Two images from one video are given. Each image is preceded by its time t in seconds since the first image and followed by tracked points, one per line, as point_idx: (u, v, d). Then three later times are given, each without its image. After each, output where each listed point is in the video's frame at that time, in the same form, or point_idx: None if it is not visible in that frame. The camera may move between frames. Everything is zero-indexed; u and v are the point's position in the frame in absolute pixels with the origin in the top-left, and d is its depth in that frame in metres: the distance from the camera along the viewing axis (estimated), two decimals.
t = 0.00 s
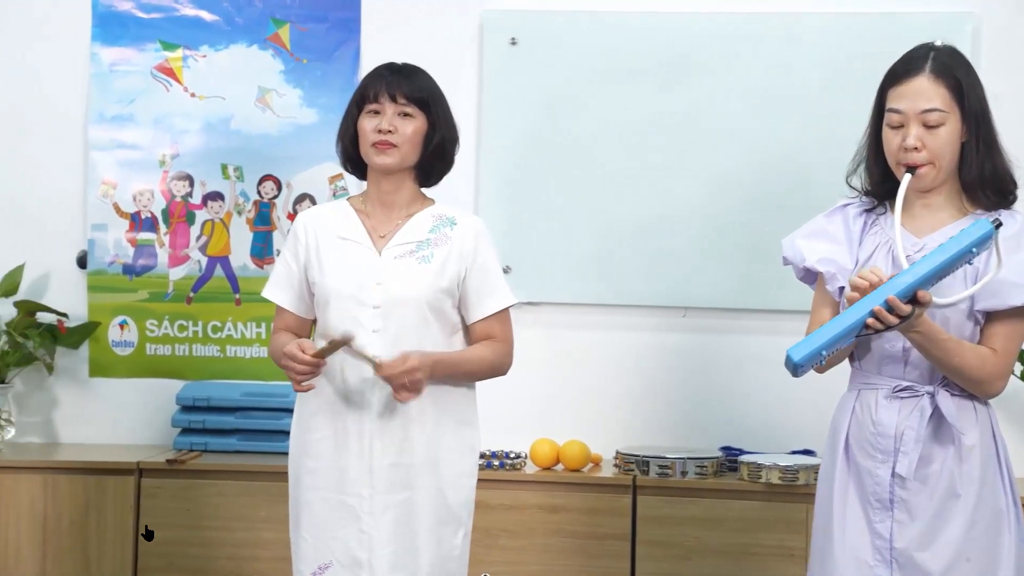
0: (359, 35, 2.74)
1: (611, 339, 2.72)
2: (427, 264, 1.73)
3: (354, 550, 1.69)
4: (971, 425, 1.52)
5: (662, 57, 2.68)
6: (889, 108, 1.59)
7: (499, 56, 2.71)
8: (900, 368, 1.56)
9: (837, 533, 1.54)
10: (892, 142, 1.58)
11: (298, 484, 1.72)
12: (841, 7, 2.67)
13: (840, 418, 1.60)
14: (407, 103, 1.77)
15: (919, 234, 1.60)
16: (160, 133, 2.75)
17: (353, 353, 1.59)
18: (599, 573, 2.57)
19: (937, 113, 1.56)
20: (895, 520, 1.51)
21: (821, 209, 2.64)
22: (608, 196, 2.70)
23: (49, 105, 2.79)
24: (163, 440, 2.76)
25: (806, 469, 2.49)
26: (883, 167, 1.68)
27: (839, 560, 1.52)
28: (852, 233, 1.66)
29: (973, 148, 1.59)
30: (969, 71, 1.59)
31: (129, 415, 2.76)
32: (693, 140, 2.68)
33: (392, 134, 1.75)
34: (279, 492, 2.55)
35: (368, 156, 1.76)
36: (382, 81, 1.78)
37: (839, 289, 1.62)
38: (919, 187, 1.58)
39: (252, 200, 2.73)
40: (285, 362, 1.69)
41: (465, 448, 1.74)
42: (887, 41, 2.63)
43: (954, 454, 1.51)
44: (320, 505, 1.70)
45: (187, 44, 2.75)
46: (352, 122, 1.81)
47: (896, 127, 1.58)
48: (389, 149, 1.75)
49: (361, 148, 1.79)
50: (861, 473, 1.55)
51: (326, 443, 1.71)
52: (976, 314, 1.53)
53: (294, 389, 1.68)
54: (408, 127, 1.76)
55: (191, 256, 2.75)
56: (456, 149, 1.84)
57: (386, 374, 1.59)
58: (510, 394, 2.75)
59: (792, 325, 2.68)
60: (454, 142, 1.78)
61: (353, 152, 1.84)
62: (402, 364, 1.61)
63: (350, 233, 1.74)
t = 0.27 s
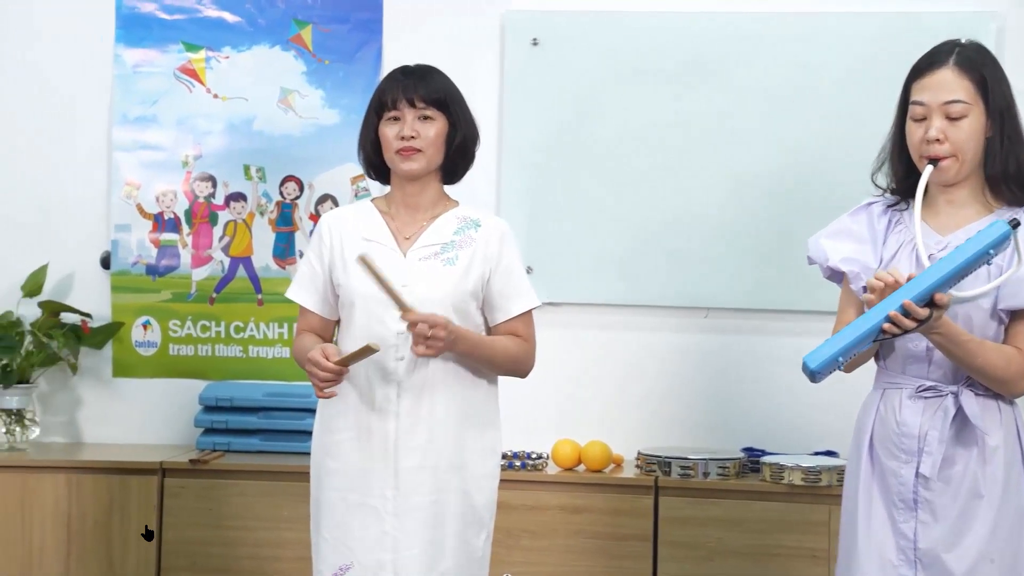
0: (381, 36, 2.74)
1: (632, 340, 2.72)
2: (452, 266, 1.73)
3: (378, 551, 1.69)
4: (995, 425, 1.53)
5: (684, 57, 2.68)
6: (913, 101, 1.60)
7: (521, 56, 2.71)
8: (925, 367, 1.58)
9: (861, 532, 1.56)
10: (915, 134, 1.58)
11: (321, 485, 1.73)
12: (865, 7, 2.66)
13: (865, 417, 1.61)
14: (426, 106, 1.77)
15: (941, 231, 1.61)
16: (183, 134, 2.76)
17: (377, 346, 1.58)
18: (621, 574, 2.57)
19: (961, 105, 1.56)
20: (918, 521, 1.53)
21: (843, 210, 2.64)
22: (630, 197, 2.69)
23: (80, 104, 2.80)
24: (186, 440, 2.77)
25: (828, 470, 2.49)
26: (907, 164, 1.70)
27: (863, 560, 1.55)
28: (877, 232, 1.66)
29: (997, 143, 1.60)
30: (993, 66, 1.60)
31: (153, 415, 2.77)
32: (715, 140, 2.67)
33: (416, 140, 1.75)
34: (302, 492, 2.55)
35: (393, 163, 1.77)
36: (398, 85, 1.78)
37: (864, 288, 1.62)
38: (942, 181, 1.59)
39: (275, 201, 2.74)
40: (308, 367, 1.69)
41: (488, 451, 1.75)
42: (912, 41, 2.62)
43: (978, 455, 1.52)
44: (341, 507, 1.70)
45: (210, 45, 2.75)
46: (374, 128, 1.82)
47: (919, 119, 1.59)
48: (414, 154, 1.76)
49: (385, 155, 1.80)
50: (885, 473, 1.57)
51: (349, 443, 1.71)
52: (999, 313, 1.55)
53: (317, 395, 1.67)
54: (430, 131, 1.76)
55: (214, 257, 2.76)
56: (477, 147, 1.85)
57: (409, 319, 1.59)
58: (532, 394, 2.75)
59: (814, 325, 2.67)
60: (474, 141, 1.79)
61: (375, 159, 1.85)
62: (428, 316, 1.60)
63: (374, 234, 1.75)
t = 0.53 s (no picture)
0: (407, 37, 2.74)
1: (658, 341, 2.72)
2: (476, 265, 1.73)
3: (407, 551, 1.69)
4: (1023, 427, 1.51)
5: (711, 58, 2.67)
6: (942, 101, 1.60)
7: (548, 57, 2.71)
8: (952, 369, 1.57)
9: (889, 534, 1.56)
10: (944, 136, 1.58)
11: (349, 486, 1.73)
12: (893, 8, 2.65)
13: (894, 419, 1.62)
14: (447, 108, 1.77)
15: (971, 232, 1.61)
16: (210, 136, 2.77)
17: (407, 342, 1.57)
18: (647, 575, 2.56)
19: (991, 106, 1.55)
20: (946, 523, 1.53)
21: (870, 211, 2.63)
22: (655, 198, 2.69)
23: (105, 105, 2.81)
24: (213, 440, 2.78)
25: (855, 472, 2.48)
26: (938, 164, 1.69)
27: (891, 561, 1.55)
28: (907, 232, 1.65)
29: None
30: None
31: (180, 416, 2.78)
32: (742, 141, 2.66)
33: (437, 141, 1.76)
34: (327, 493, 2.56)
35: (415, 164, 1.77)
36: (419, 87, 1.78)
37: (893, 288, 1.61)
38: (973, 183, 1.58)
39: (301, 202, 2.74)
40: (337, 365, 1.69)
41: (515, 450, 1.74)
42: (941, 41, 2.61)
43: (1005, 458, 1.51)
44: (371, 507, 1.71)
45: (237, 48, 2.76)
46: (394, 129, 1.82)
47: (949, 121, 1.59)
48: (436, 156, 1.76)
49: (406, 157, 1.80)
50: (913, 475, 1.57)
51: (377, 444, 1.71)
52: None
53: (346, 390, 1.67)
54: (451, 132, 1.77)
55: (241, 258, 2.77)
56: (498, 146, 1.85)
57: (436, 358, 1.59)
58: (557, 395, 2.75)
59: (841, 327, 2.66)
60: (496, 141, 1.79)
61: (398, 162, 1.86)
62: (452, 348, 1.60)
63: (398, 235, 1.76)
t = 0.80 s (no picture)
0: (428, 38, 2.75)
1: (678, 343, 2.72)
2: (493, 268, 1.73)
3: (431, 556, 1.69)
4: None
5: (732, 59, 2.67)
6: (965, 105, 1.60)
7: (568, 58, 2.71)
8: (976, 373, 1.56)
9: (911, 540, 1.55)
10: (966, 140, 1.58)
11: (369, 491, 1.73)
12: (914, 9, 2.65)
13: (917, 424, 1.61)
14: (460, 106, 1.78)
15: (995, 237, 1.60)
16: (231, 138, 2.78)
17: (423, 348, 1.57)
18: None
19: (1014, 110, 1.55)
20: (969, 528, 1.52)
21: (891, 213, 2.62)
22: (675, 200, 2.69)
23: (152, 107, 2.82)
24: (233, 441, 2.78)
25: (876, 474, 2.47)
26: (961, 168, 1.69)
27: (914, 568, 1.54)
28: (929, 236, 1.65)
29: None
30: None
31: (201, 417, 2.79)
32: (762, 142, 2.66)
33: (450, 139, 1.76)
34: (347, 494, 2.56)
35: (428, 164, 1.78)
36: (433, 87, 1.79)
37: (916, 293, 1.62)
38: (996, 188, 1.58)
39: (321, 204, 2.75)
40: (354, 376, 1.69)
41: (536, 451, 1.75)
42: (963, 43, 2.60)
43: None
44: (392, 512, 1.70)
45: (257, 50, 2.77)
46: (409, 130, 1.83)
47: (971, 125, 1.59)
48: (448, 154, 1.76)
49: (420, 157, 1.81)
50: (936, 480, 1.57)
51: (397, 450, 1.71)
52: None
53: (366, 403, 1.68)
54: (464, 131, 1.77)
55: (261, 260, 2.77)
56: (512, 147, 1.85)
57: (454, 314, 1.59)
58: (577, 397, 2.75)
59: (862, 329, 2.66)
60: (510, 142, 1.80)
61: (411, 164, 1.86)
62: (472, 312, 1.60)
63: (415, 240, 1.76)
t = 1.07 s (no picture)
0: (444, 40, 2.75)
1: (694, 344, 2.71)
2: (508, 267, 1.73)
3: (448, 555, 1.69)
4: None
5: (748, 60, 2.67)
6: (984, 101, 1.59)
7: (584, 59, 2.71)
8: (995, 376, 1.56)
9: (931, 542, 1.55)
10: (984, 136, 1.58)
11: (386, 491, 1.73)
12: (931, 9, 2.64)
13: (936, 426, 1.61)
14: (475, 106, 1.78)
15: (1013, 237, 1.60)
16: (248, 139, 2.79)
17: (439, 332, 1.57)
18: None
19: None
20: (990, 531, 1.52)
21: (908, 214, 2.62)
22: (691, 201, 2.69)
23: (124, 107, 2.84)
24: (250, 442, 2.79)
25: (894, 476, 2.47)
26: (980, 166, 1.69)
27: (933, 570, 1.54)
28: (948, 238, 1.65)
29: None
30: None
31: (219, 418, 2.80)
32: (779, 143, 2.66)
33: (464, 138, 1.76)
34: (363, 494, 2.56)
35: (442, 163, 1.78)
36: (447, 87, 1.79)
37: (935, 295, 1.61)
38: (1012, 186, 1.57)
39: (338, 205, 2.75)
40: (371, 364, 1.70)
41: (551, 451, 1.74)
42: (980, 44, 2.60)
43: None
44: (410, 512, 1.71)
45: (274, 51, 2.78)
46: (424, 131, 1.83)
47: (989, 120, 1.58)
48: (462, 153, 1.76)
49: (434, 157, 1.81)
50: (956, 482, 1.56)
51: (414, 450, 1.72)
52: None
53: (381, 389, 1.68)
54: (479, 130, 1.77)
55: (278, 260, 2.78)
56: (526, 147, 1.85)
57: (468, 337, 1.59)
58: (593, 398, 2.75)
59: (879, 330, 2.65)
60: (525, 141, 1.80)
61: (427, 163, 1.87)
62: (484, 331, 1.60)
63: (429, 239, 1.76)
